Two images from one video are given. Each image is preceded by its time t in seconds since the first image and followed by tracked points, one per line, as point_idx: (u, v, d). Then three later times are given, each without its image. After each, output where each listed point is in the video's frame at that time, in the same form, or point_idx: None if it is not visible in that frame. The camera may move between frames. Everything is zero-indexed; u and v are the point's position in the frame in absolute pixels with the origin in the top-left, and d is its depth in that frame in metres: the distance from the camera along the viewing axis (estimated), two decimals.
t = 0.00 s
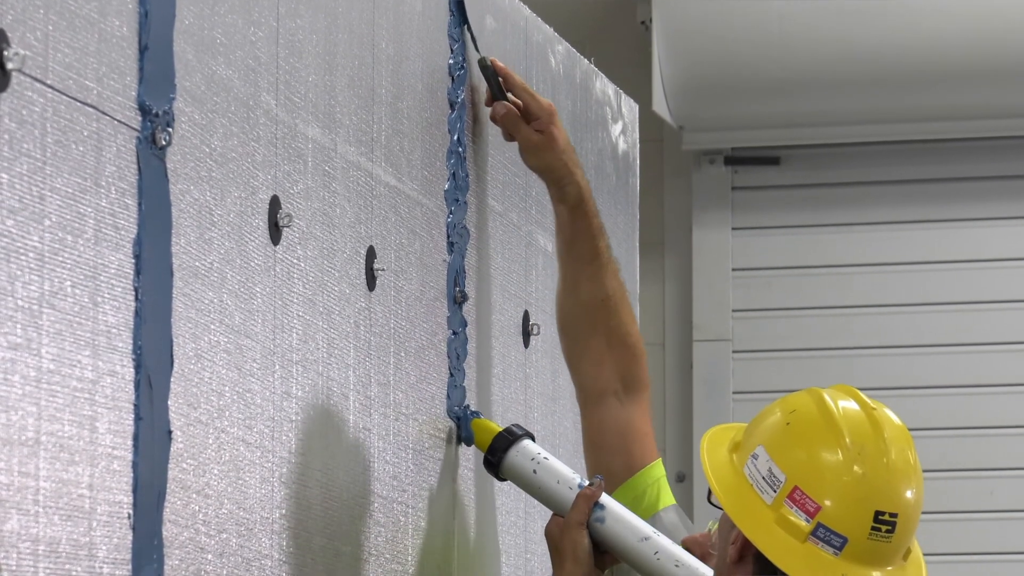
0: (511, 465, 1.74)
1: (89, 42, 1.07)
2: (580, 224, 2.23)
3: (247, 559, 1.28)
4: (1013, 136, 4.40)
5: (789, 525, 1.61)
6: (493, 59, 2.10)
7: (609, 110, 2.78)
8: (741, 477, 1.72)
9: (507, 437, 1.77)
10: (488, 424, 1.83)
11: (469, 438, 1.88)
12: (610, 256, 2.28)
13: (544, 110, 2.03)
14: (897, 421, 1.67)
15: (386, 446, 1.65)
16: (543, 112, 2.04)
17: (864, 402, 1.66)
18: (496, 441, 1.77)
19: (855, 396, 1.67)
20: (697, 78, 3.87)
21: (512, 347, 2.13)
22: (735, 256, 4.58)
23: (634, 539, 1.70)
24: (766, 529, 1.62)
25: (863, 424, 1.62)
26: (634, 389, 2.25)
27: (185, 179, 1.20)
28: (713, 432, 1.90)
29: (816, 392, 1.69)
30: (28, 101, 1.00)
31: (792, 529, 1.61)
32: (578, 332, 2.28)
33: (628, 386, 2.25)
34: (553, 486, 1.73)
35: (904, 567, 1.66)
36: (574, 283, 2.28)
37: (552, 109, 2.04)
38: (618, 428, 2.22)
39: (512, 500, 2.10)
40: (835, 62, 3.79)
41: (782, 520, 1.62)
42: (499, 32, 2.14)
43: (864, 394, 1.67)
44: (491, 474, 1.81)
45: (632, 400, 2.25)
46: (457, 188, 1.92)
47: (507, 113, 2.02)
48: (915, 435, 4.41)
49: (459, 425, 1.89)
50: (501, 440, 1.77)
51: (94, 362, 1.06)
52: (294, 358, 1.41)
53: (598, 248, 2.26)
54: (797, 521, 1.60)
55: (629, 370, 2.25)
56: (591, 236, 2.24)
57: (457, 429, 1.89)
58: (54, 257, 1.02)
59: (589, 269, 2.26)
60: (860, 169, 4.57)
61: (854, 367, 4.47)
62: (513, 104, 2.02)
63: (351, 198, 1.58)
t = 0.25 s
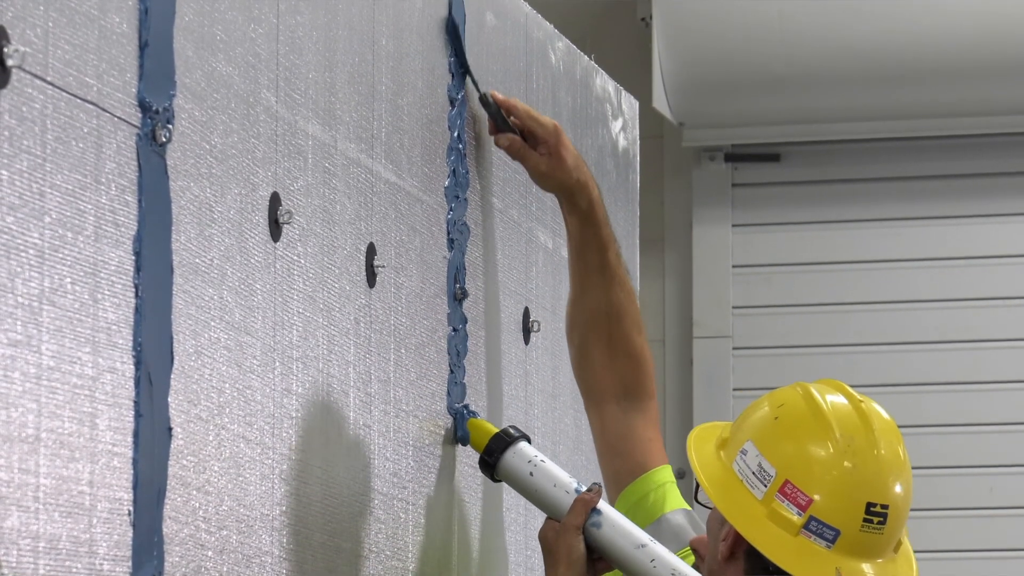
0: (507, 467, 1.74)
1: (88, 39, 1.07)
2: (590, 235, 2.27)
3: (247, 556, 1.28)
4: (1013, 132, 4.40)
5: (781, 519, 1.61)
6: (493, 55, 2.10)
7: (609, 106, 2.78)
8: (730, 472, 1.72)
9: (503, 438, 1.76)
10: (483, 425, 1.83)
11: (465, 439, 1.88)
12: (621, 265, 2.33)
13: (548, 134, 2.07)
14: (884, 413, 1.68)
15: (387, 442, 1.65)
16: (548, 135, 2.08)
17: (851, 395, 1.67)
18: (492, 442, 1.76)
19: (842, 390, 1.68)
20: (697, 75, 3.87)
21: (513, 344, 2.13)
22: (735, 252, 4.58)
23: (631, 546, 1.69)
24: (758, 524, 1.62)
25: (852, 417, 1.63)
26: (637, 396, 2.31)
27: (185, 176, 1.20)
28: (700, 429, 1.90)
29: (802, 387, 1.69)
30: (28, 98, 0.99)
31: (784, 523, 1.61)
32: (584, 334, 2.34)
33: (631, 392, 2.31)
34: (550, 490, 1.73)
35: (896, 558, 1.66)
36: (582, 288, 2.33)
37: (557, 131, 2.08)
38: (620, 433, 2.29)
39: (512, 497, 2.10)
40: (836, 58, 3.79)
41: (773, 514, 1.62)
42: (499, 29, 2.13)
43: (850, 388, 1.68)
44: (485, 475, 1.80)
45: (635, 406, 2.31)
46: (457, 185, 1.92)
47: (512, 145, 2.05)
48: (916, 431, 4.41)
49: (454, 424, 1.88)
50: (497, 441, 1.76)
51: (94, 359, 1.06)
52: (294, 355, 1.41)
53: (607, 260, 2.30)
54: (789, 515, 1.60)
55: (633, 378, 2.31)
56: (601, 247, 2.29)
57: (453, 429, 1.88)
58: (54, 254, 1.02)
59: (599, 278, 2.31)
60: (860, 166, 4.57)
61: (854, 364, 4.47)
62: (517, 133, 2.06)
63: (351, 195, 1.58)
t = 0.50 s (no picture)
0: (504, 466, 1.74)
1: (88, 35, 1.07)
2: (593, 273, 2.23)
3: (247, 552, 1.28)
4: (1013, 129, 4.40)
5: (786, 515, 1.61)
6: (493, 52, 2.10)
7: (609, 103, 2.78)
8: (735, 469, 1.72)
9: (500, 437, 1.76)
10: (480, 423, 1.82)
11: (458, 437, 1.86)
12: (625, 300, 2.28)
13: (547, 185, 2.00)
14: (892, 413, 1.68)
15: (387, 439, 1.65)
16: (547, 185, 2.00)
17: (859, 394, 1.67)
18: (489, 442, 1.75)
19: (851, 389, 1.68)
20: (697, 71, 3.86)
21: (513, 340, 2.13)
22: (735, 249, 4.58)
23: (633, 545, 1.70)
24: (763, 520, 1.62)
25: (859, 416, 1.63)
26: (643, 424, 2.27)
27: (185, 173, 1.20)
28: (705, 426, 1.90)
29: (810, 384, 1.69)
30: (28, 94, 0.99)
31: (789, 519, 1.61)
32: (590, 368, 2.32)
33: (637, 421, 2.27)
34: (548, 490, 1.73)
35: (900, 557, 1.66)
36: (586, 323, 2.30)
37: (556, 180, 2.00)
38: (625, 462, 2.26)
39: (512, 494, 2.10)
40: (835, 55, 3.79)
41: (778, 510, 1.62)
42: (499, 25, 2.13)
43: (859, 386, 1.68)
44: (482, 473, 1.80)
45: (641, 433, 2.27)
46: (457, 181, 1.92)
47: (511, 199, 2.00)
48: (916, 428, 4.41)
49: (447, 424, 1.86)
50: (494, 440, 1.76)
51: (93, 356, 1.06)
52: (294, 351, 1.41)
53: (610, 295, 2.25)
54: (794, 511, 1.60)
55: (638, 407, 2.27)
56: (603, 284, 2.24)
57: (446, 427, 1.86)
58: (54, 250, 1.02)
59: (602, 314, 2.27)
60: (860, 162, 4.57)
61: (854, 360, 4.47)
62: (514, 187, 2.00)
63: (351, 191, 1.58)
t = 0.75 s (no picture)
0: (511, 442, 1.78)
1: (88, 31, 1.07)
2: (600, 320, 2.22)
3: (247, 548, 1.28)
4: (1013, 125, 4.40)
5: (785, 508, 1.61)
6: (494, 47, 2.10)
7: (609, 99, 2.77)
8: (737, 463, 1.73)
9: (508, 415, 1.80)
10: (489, 402, 1.86)
11: (468, 416, 1.89)
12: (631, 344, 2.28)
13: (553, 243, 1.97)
14: (894, 410, 1.67)
15: (387, 435, 1.65)
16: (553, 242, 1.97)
17: (860, 390, 1.67)
18: (497, 418, 1.80)
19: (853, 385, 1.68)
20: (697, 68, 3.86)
21: (513, 336, 2.13)
22: (735, 245, 4.58)
23: (633, 523, 1.73)
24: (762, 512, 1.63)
25: (860, 411, 1.63)
26: (653, 456, 2.31)
27: (185, 168, 1.20)
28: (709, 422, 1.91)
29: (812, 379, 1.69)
30: (27, 91, 0.99)
31: (788, 512, 1.61)
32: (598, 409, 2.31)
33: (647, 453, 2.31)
34: (553, 467, 1.76)
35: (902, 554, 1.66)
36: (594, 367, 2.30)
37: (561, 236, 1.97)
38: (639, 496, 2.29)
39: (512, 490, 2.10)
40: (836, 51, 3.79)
41: (778, 503, 1.62)
42: (499, 21, 2.13)
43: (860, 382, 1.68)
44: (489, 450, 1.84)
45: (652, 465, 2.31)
46: (456, 178, 1.92)
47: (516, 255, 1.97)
48: (916, 424, 4.41)
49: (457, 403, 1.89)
50: (502, 417, 1.80)
51: (93, 352, 1.06)
52: (294, 347, 1.41)
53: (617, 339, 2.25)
54: (793, 504, 1.61)
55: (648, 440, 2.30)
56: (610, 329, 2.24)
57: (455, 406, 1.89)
58: (54, 246, 1.02)
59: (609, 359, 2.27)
60: (860, 158, 4.57)
61: (855, 357, 4.47)
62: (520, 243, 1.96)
63: (352, 187, 1.58)
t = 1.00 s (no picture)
0: (506, 464, 1.76)
1: (88, 27, 1.07)
2: (591, 354, 2.28)
3: (247, 544, 1.28)
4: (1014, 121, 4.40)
5: (783, 507, 1.61)
6: (494, 43, 2.09)
7: (609, 95, 2.77)
8: (733, 461, 1.73)
9: (502, 437, 1.77)
10: (484, 426, 1.86)
11: (464, 439, 1.88)
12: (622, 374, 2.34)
13: (549, 277, 2.06)
14: (888, 404, 1.67)
15: (387, 432, 1.65)
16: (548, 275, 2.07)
17: (853, 385, 1.66)
18: (491, 439, 1.77)
19: (845, 380, 1.67)
20: (698, 64, 3.86)
21: (513, 333, 2.13)
22: (735, 241, 4.58)
23: (626, 541, 1.73)
24: (759, 512, 1.63)
25: (854, 407, 1.63)
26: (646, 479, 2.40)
27: (185, 165, 1.20)
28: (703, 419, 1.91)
29: (805, 376, 1.69)
30: (28, 87, 0.99)
31: (786, 510, 1.61)
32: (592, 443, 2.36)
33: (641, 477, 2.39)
34: (548, 488, 1.75)
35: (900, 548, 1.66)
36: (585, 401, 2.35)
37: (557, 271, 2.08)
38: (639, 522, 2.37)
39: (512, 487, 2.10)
40: (836, 48, 3.78)
41: (775, 502, 1.62)
42: (500, 17, 2.13)
43: (853, 377, 1.67)
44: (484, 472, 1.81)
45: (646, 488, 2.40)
46: (456, 174, 1.91)
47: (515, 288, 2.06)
48: (916, 421, 4.41)
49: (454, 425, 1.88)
50: (497, 439, 1.77)
51: (94, 348, 1.06)
52: (294, 344, 1.41)
53: (608, 372, 2.32)
54: (790, 502, 1.61)
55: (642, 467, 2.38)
56: (602, 362, 2.30)
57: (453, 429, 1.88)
58: (54, 243, 1.02)
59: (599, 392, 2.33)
60: (860, 155, 4.57)
61: (855, 353, 4.47)
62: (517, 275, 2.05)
63: (352, 183, 1.58)
